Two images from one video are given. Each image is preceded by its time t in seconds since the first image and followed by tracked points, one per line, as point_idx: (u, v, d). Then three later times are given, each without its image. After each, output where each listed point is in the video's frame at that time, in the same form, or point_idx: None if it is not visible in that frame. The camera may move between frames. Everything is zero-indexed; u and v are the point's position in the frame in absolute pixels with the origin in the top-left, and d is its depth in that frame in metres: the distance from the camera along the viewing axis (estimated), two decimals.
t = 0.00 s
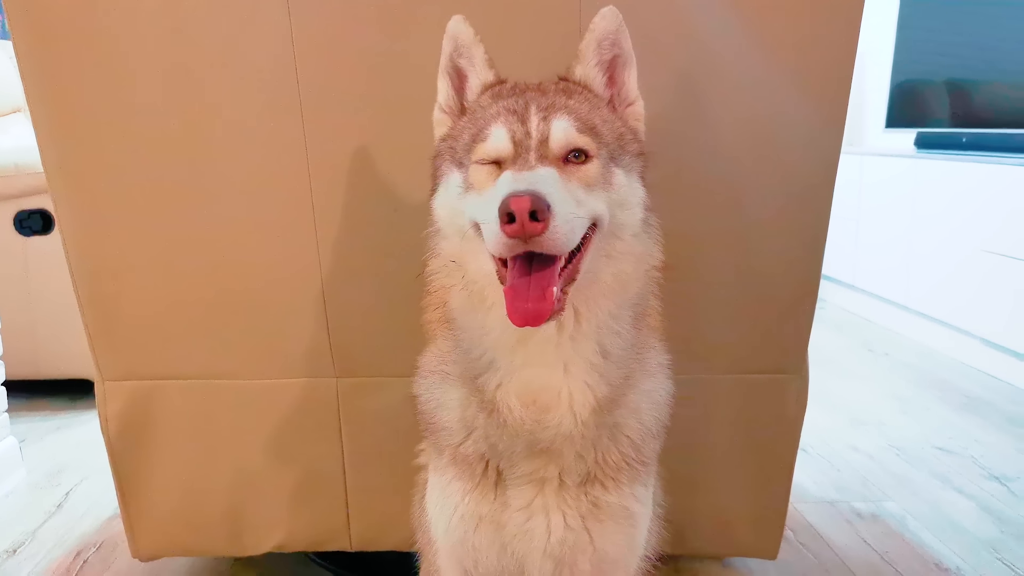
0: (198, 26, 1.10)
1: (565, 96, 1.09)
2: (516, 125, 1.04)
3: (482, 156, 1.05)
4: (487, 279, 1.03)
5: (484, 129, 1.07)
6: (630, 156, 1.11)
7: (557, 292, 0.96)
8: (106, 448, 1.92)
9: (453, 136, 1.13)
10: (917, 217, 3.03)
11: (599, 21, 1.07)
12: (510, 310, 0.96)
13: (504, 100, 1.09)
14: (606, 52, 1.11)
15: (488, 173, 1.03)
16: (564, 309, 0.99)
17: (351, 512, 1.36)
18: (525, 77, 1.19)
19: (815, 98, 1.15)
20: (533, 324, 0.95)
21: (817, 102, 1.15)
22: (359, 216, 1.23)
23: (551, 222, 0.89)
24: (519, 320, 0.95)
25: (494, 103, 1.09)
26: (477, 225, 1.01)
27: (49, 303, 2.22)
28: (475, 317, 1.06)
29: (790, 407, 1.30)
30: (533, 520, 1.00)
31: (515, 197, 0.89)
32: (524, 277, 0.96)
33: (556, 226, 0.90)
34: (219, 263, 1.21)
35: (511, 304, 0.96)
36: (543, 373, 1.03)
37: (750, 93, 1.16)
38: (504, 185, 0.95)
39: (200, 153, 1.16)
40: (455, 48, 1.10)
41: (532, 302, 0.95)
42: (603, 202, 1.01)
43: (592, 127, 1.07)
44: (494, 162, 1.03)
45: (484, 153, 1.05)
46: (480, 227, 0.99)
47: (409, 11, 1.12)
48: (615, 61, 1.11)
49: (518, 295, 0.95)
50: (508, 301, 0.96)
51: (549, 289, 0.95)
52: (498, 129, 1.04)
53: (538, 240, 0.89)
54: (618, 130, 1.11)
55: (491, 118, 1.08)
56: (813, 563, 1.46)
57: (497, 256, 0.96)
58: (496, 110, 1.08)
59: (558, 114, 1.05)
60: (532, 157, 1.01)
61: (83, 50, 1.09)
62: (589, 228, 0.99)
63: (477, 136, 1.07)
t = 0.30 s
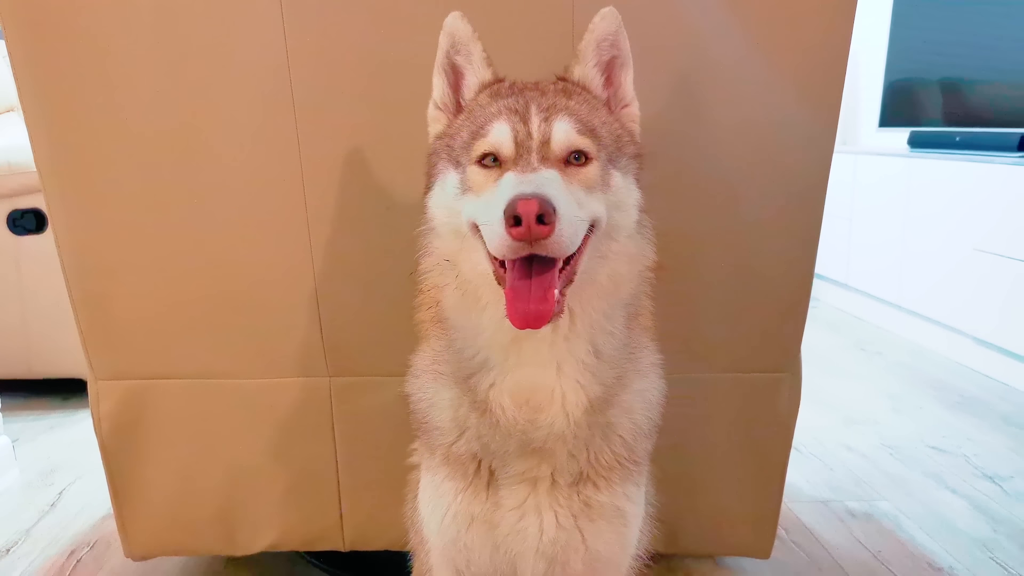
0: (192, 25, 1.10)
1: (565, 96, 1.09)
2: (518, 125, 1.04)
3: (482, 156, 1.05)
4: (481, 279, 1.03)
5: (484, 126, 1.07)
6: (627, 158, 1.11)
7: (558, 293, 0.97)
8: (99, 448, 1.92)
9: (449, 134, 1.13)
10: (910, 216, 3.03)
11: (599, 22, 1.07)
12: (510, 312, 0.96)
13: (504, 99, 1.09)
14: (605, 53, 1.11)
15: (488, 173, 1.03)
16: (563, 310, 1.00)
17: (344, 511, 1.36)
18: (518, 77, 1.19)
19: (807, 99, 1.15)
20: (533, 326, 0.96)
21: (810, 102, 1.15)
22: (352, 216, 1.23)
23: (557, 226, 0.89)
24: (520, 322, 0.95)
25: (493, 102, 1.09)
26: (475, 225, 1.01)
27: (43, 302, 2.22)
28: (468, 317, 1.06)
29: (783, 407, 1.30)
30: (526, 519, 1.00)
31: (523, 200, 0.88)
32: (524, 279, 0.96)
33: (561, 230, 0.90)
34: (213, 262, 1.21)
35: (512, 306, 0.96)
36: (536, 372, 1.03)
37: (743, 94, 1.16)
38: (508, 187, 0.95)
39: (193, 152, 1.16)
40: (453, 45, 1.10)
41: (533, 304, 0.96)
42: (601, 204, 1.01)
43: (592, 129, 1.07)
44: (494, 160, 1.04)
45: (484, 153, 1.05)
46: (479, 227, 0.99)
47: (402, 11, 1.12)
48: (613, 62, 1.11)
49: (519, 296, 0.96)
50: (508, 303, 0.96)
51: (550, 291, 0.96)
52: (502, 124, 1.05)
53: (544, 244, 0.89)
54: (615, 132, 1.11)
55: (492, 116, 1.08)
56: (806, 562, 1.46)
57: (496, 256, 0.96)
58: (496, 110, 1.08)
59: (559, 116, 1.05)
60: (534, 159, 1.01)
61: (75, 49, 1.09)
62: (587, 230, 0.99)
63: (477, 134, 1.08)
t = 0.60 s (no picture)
0: (189, 25, 1.09)
1: (565, 97, 1.09)
2: (518, 126, 1.03)
3: (481, 157, 1.04)
4: (480, 280, 1.03)
5: (483, 127, 1.07)
6: (627, 159, 1.11)
7: (559, 295, 0.97)
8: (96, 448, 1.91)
9: (448, 135, 1.12)
10: (908, 216, 3.04)
11: (598, 23, 1.07)
12: (512, 316, 0.96)
13: (503, 100, 1.08)
14: (604, 54, 1.11)
15: (488, 175, 1.03)
16: (563, 313, 1.00)
17: (342, 512, 1.36)
18: (516, 78, 1.18)
19: (805, 100, 1.15)
20: (535, 329, 0.96)
21: (807, 104, 1.15)
22: (350, 216, 1.23)
23: (559, 228, 0.89)
24: (522, 324, 0.95)
25: (492, 104, 1.09)
26: (475, 227, 1.00)
27: (40, 303, 2.21)
28: (467, 317, 1.06)
29: (780, 408, 1.30)
30: (524, 520, 1.00)
31: (526, 202, 0.88)
32: (525, 281, 0.96)
33: (563, 232, 0.90)
34: (210, 263, 1.21)
35: (513, 309, 0.96)
36: (535, 373, 1.03)
37: (741, 95, 1.16)
38: (510, 189, 0.94)
39: (191, 153, 1.15)
40: (451, 46, 1.10)
41: (535, 306, 0.95)
42: (600, 205, 1.01)
43: (591, 130, 1.07)
44: (494, 161, 1.04)
45: (484, 154, 1.05)
46: (479, 229, 0.98)
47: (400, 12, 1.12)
48: (612, 63, 1.11)
49: (521, 299, 0.95)
50: (510, 306, 0.96)
51: (552, 294, 0.96)
52: (501, 125, 1.04)
53: (546, 246, 0.89)
54: (615, 133, 1.11)
55: (491, 117, 1.07)
56: (802, 562, 1.46)
57: (496, 258, 0.95)
58: (495, 111, 1.08)
59: (559, 117, 1.04)
60: (534, 160, 1.01)
61: (72, 49, 1.08)
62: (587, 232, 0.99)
63: (476, 135, 1.07)
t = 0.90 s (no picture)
0: (190, 25, 1.09)
1: (562, 95, 1.09)
2: (514, 123, 1.04)
3: (478, 154, 1.05)
4: (482, 280, 1.03)
5: (481, 126, 1.07)
6: (627, 157, 1.11)
7: (555, 291, 0.97)
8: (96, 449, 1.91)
9: (449, 134, 1.12)
10: (907, 216, 3.04)
11: (595, 21, 1.08)
12: (508, 311, 0.96)
13: (502, 99, 1.08)
14: (603, 52, 1.11)
15: (484, 172, 1.03)
16: (563, 307, 1.01)
17: (342, 512, 1.36)
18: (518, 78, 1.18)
19: (807, 101, 1.15)
20: (530, 324, 0.96)
21: (809, 105, 1.15)
22: (351, 216, 1.23)
23: (549, 221, 0.89)
24: (517, 319, 0.95)
25: (491, 103, 1.09)
26: (473, 225, 1.00)
27: (40, 303, 2.21)
28: (469, 317, 1.06)
29: (781, 408, 1.31)
30: (527, 521, 1.00)
31: (516, 196, 0.88)
32: (521, 278, 0.96)
33: (554, 226, 0.89)
34: (211, 263, 1.21)
35: (509, 305, 0.96)
36: (537, 373, 1.03)
37: (742, 97, 1.16)
38: (502, 184, 0.95)
39: (191, 153, 1.15)
40: (453, 46, 1.10)
41: (529, 302, 0.95)
42: (599, 203, 1.01)
43: (589, 127, 1.07)
44: (490, 158, 1.04)
45: (481, 151, 1.05)
46: (477, 228, 0.98)
47: (402, 13, 1.12)
48: (611, 61, 1.11)
49: (516, 295, 0.95)
50: (506, 302, 0.96)
51: (547, 290, 0.95)
52: (498, 123, 1.04)
53: (537, 240, 0.89)
54: (614, 131, 1.11)
55: (489, 116, 1.07)
56: (802, 562, 1.46)
57: (492, 255, 0.96)
58: (493, 110, 1.08)
59: (555, 113, 1.04)
60: (529, 156, 1.01)
61: (72, 49, 1.08)
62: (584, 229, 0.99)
63: (475, 133, 1.08)
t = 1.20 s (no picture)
0: (190, 26, 1.09)
1: (559, 94, 1.09)
2: (510, 123, 1.04)
3: (474, 154, 1.05)
4: (482, 280, 1.03)
5: (477, 126, 1.08)
6: (624, 156, 1.11)
7: (550, 289, 0.97)
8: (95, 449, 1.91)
9: (448, 135, 1.12)
10: (908, 216, 3.04)
11: (593, 21, 1.07)
12: (503, 308, 0.95)
13: (499, 99, 1.09)
14: (601, 52, 1.11)
15: (480, 172, 1.03)
16: (558, 306, 1.00)
17: (343, 512, 1.36)
18: (518, 79, 1.18)
19: (806, 102, 1.15)
20: (527, 321, 0.95)
21: (809, 106, 1.15)
22: (351, 215, 1.23)
23: (542, 217, 0.89)
24: (513, 316, 0.95)
25: (489, 103, 1.09)
26: (471, 224, 1.01)
27: (40, 304, 2.21)
28: (469, 317, 1.05)
29: (781, 408, 1.31)
30: (526, 521, 1.00)
31: (508, 192, 0.88)
32: (517, 274, 0.96)
33: (547, 222, 0.89)
34: (211, 263, 1.21)
35: (505, 302, 0.95)
36: (537, 373, 1.03)
37: (742, 97, 1.17)
38: (497, 182, 0.95)
39: (192, 153, 1.15)
40: (452, 48, 1.10)
41: (525, 298, 0.95)
42: (595, 202, 1.01)
43: (585, 126, 1.07)
44: (486, 158, 1.04)
45: (477, 151, 1.05)
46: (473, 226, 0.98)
47: (401, 13, 1.12)
48: (610, 60, 1.11)
49: (512, 292, 0.95)
50: (502, 299, 0.96)
51: (543, 286, 0.95)
52: (494, 123, 1.05)
53: (530, 236, 0.89)
54: (612, 130, 1.11)
55: (486, 116, 1.08)
56: (802, 562, 1.46)
57: (489, 253, 0.96)
58: (489, 110, 1.08)
59: (551, 112, 1.04)
60: (524, 155, 1.01)
61: (72, 49, 1.08)
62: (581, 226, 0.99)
63: (471, 133, 1.08)
